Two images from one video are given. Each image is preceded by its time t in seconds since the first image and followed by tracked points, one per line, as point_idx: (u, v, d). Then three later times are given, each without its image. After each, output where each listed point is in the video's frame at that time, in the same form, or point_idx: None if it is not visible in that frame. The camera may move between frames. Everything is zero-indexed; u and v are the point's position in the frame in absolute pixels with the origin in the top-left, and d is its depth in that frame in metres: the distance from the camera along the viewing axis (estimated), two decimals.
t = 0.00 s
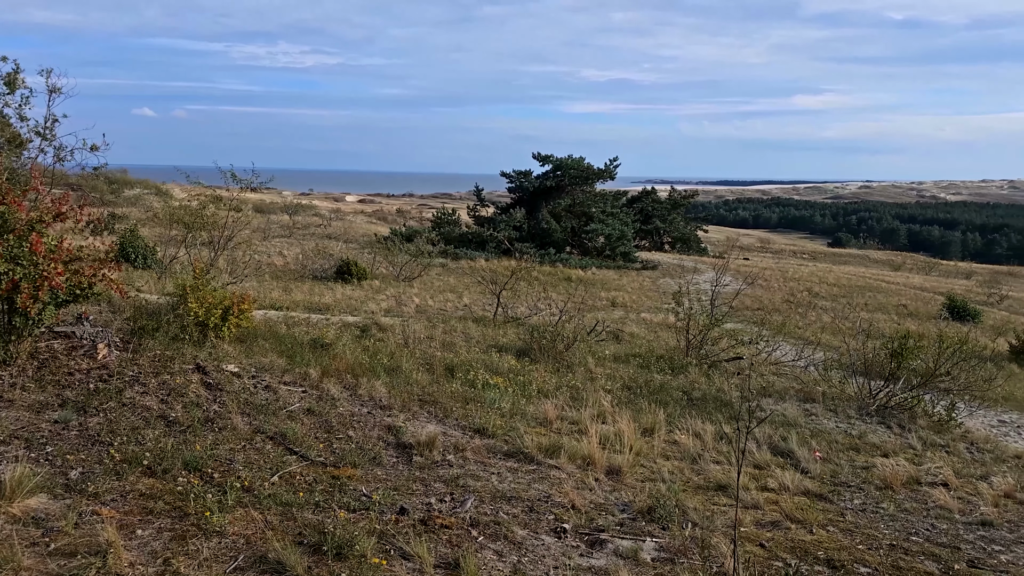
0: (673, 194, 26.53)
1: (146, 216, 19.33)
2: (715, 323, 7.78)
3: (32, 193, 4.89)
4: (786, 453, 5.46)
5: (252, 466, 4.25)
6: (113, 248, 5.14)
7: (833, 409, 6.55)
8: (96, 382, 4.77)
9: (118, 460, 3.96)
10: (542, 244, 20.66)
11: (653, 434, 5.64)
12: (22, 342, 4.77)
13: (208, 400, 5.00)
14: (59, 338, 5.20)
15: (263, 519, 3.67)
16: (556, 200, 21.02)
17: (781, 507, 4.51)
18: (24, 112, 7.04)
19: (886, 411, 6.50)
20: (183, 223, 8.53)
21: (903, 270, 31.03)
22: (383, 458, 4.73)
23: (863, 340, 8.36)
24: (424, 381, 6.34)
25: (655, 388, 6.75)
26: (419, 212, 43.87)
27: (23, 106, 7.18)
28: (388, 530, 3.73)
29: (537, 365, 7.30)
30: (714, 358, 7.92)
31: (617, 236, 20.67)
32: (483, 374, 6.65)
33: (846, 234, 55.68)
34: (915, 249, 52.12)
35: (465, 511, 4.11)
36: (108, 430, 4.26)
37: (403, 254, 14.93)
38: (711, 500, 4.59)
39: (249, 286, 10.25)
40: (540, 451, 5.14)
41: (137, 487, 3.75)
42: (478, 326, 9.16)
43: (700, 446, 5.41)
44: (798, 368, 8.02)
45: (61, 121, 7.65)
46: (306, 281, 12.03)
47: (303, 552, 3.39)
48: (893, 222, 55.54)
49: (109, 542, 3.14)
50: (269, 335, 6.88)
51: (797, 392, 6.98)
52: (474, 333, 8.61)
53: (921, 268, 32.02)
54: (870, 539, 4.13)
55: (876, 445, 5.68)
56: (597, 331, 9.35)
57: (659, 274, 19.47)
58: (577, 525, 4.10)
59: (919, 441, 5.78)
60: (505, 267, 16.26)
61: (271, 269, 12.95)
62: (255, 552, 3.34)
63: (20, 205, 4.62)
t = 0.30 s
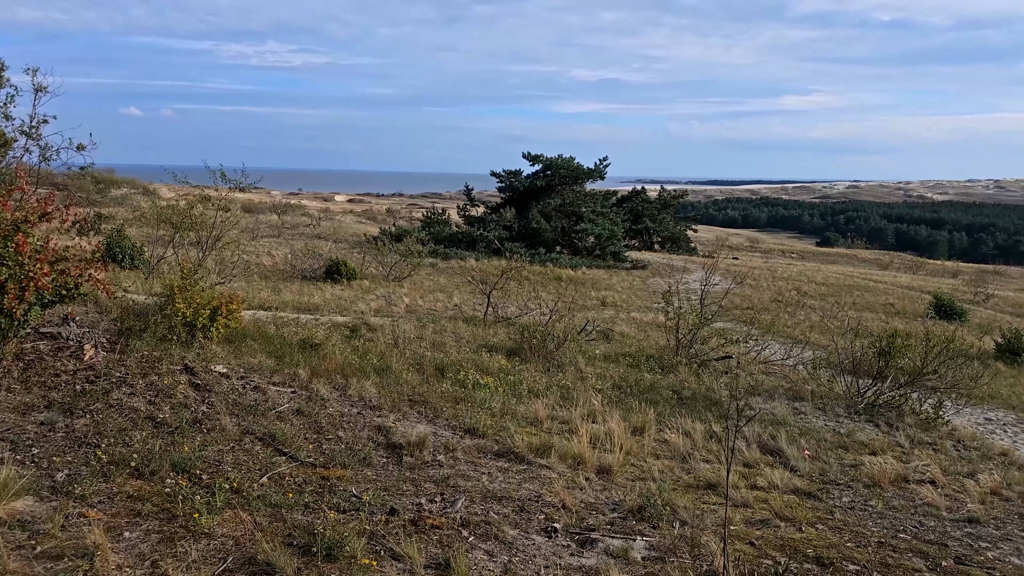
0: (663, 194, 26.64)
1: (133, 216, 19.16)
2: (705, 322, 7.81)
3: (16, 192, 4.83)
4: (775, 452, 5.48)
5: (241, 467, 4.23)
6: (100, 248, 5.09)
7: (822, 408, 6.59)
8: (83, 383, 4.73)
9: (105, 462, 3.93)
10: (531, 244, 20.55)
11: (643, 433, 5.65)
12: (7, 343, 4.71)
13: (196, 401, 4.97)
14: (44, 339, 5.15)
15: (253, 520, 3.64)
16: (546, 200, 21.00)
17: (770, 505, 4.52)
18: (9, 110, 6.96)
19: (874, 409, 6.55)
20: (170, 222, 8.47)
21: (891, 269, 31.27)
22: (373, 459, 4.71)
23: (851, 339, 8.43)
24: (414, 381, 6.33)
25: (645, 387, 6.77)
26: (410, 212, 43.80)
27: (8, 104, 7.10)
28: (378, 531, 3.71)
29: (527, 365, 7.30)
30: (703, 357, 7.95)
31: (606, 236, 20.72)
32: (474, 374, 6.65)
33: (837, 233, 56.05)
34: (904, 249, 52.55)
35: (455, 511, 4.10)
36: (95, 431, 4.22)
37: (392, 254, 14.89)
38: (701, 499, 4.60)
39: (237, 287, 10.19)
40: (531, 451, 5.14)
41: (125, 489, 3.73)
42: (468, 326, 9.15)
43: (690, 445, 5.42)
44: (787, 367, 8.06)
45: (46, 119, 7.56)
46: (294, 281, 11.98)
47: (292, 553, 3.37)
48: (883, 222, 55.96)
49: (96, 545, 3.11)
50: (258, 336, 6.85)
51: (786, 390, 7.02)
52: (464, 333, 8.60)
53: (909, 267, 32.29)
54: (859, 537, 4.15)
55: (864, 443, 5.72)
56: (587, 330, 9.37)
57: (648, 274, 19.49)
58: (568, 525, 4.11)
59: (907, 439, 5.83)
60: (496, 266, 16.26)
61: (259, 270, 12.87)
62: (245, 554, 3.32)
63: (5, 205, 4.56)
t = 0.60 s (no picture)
0: (653, 194, 26.73)
1: (120, 216, 19.00)
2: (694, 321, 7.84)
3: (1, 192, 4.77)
4: (765, 450, 5.51)
5: (230, 468, 4.20)
6: (86, 248, 5.03)
7: (811, 406, 6.63)
8: (69, 385, 4.68)
9: (93, 464, 3.89)
10: (522, 244, 20.54)
11: (634, 432, 5.66)
12: None
13: (185, 402, 4.94)
14: (30, 340, 5.09)
15: (242, 522, 3.62)
16: (536, 200, 20.95)
17: (760, 503, 4.54)
18: None
19: (862, 407, 6.59)
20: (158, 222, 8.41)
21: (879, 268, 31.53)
22: (363, 459, 4.70)
23: (840, 338, 8.49)
24: (404, 381, 6.31)
25: (635, 386, 6.78)
26: (401, 212, 43.71)
27: None
28: (369, 532, 3.70)
29: (517, 365, 7.30)
30: (693, 356, 7.97)
31: (596, 236, 20.75)
32: (464, 374, 6.64)
33: (827, 233, 56.39)
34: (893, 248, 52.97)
35: (446, 511, 4.09)
36: (82, 433, 4.19)
37: (382, 254, 14.86)
38: (691, 498, 4.62)
39: (226, 287, 10.13)
40: (521, 450, 5.14)
41: (112, 491, 3.69)
42: (458, 326, 9.14)
43: (680, 444, 5.44)
44: (776, 365, 8.10)
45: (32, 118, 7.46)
46: (284, 281, 11.93)
47: (282, 555, 3.35)
48: (872, 221, 56.36)
49: (84, 548, 3.09)
50: (247, 336, 6.81)
51: (775, 389, 7.05)
52: (455, 333, 8.59)
53: (896, 266, 32.57)
54: (848, 535, 4.18)
55: (853, 441, 5.76)
56: (577, 330, 9.38)
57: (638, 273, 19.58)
58: (559, 524, 4.11)
59: (895, 437, 5.87)
60: (486, 266, 16.25)
61: (248, 270, 12.81)
62: (234, 556, 3.30)
63: None
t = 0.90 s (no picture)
0: (643, 194, 26.81)
1: (109, 216, 18.87)
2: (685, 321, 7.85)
3: None
4: (755, 449, 5.53)
5: (220, 470, 4.18)
6: (73, 248, 4.98)
7: (800, 405, 6.67)
8: (57, 386, 4.64)
9: (80, 466, 3.86)
10: (513, 242, 20.54)
11: (625, 432, 5.68)
12: None
13: (174, 403, 4.91)
14: (17, 341, 5.05)
15: (232, 523, 3.60)
16: (527, 199, 20.82)
17: (750, 502, 4.56)
18: None
19: (851, 406, 6.63)
20: (146, 222, 8.37)
21: (868, 267, 31.75)
22: (354, 460, 4.69)
23: (829, 337, 8.54)
24: (395, 382, 6.30)
25: (626, 386, 6.79)
26: (392, 212, 43.62)
27: None
28: (360, 532, 3.69)
29: (509, 364, 7.31)
30: (684, 356, 7.99)
31: (587, 236, 20.84)
32: (455, 374, 6.63)
33: (818, 233, 56.72)
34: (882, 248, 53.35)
35: (437, 512, 4.08)
36: (69, 435, 4.15)
37: (372, 254, 14.85)
38: (682, 496, 4.63)
39: (215, 288, 10.09)
40: (513, 450, 5.14)
41: (101, 493, 3.67)
42: (449, 326, 9.14)
43: (671, 443, 5.46)
44: (766, 364, 8.15)
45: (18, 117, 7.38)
46: (274, 281, 11.90)
47: (273, 556, 3.34)
48: (863, 221, 56.72)
49: (71, 550, 3.06)
50: (237, 337, 6.78)
51: (766, 388, 7.09)
52: (446, 333, 8.59)
53: (884, 265, 32.85)
54: (838, 532, 4.20)
55: (842, 439, 5.79)
56: (568, 329, 9.40)
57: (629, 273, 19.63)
58: (551, 524, 4.11)
59: (884, 435, 5.92)
60: (477, 266, 16.26)
61: (237, 270, 12.77)
62: (224, 557, 3.28)
63: None
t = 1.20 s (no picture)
0: (633, 193, 26.88)
1: (95, 217, 18.69)
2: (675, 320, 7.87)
3: None
4: (745, 448, 5.55)
5: (209, 471, 4.15)
6: (59, 249, 4.92)
7: (789, 404, 6.70)
8: (43, 388, 4.60)
9: (67, 468, 3.83)
10: (503, 243, 20.70)
11: (615, 431, 5.69)
12: None
13: (162, 404, 4.87)
14: (2, 343, 5.00)
15: (221, 525, 3.58)
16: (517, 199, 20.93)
17: (740, 501, 4.58)
18: None
19: (840, 404, 6.67)
20: (133, 223, 8.31)
21: (856, 267, 31.98)
22: (344, 461, 4.67)
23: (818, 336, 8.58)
24: (385, 382, 6.28)
25: (616, 385, 6.81)
26: (382, 212, 43.51)
27: None
28: (350, 533, 3.67)
29: (499, 364, 7.30)
30: (674, 355, 8.02)
31: (578, 235, 20.80)
32: (446, 374, 6.62)
33: (808, 232, 57.05)
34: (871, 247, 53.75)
35: (428, 512, 4.08)
36: (56, 437, 4.12)
37: (362, 254, 14.81)
38: (673, 495, 4.65)
39: (203, 288, 10.04)
40: (503, 450, 5.14)
41: (88, 495, 3.64)
42: (439, 326, 9.13)
43: (661, 442, 5.47)
44: (755, 364, 8.18)
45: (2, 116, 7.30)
46: (262, 281, 11.85)
47: (262, 558, 3.32)
48: (852, 221, 57.11)
49: (59, 553, 3.03)
50: (225, 338, 6.74)
51: (755, 387, 7.12)
52: (436, 333, 8.57)
53: (872, 264, 33.11)
54: (827, 531, 4.22)
55: (831, 438, 5.83)
56: (558, 329, 9.41)
57: (619, 273, 19.69)
58: (541, 524, 4.11)
59: (872, 433, 5.96)
60: (467, 266, 16.25)
61: (225, 270, 12.70)
62: (213, 559, 3.26)
63: None
